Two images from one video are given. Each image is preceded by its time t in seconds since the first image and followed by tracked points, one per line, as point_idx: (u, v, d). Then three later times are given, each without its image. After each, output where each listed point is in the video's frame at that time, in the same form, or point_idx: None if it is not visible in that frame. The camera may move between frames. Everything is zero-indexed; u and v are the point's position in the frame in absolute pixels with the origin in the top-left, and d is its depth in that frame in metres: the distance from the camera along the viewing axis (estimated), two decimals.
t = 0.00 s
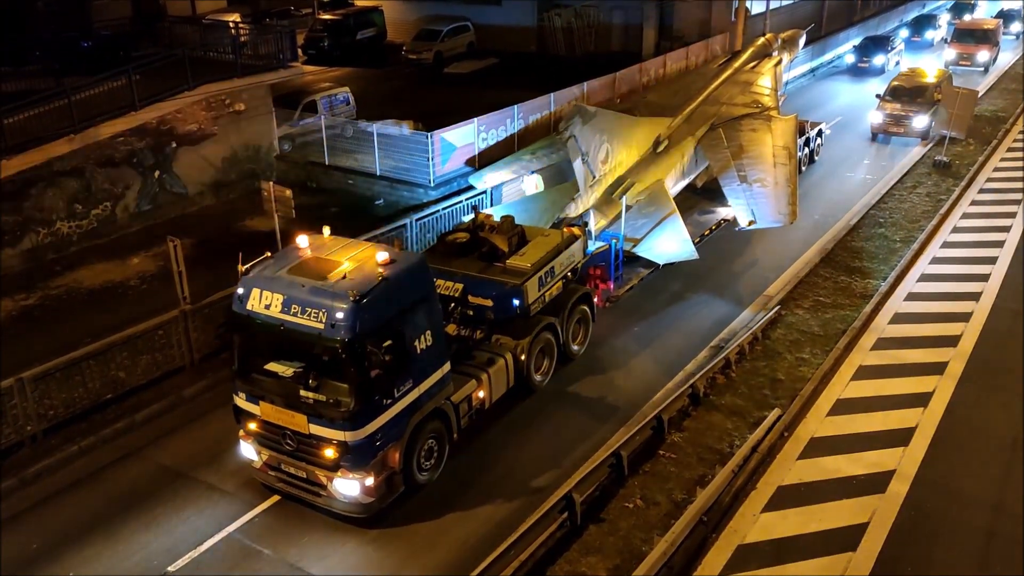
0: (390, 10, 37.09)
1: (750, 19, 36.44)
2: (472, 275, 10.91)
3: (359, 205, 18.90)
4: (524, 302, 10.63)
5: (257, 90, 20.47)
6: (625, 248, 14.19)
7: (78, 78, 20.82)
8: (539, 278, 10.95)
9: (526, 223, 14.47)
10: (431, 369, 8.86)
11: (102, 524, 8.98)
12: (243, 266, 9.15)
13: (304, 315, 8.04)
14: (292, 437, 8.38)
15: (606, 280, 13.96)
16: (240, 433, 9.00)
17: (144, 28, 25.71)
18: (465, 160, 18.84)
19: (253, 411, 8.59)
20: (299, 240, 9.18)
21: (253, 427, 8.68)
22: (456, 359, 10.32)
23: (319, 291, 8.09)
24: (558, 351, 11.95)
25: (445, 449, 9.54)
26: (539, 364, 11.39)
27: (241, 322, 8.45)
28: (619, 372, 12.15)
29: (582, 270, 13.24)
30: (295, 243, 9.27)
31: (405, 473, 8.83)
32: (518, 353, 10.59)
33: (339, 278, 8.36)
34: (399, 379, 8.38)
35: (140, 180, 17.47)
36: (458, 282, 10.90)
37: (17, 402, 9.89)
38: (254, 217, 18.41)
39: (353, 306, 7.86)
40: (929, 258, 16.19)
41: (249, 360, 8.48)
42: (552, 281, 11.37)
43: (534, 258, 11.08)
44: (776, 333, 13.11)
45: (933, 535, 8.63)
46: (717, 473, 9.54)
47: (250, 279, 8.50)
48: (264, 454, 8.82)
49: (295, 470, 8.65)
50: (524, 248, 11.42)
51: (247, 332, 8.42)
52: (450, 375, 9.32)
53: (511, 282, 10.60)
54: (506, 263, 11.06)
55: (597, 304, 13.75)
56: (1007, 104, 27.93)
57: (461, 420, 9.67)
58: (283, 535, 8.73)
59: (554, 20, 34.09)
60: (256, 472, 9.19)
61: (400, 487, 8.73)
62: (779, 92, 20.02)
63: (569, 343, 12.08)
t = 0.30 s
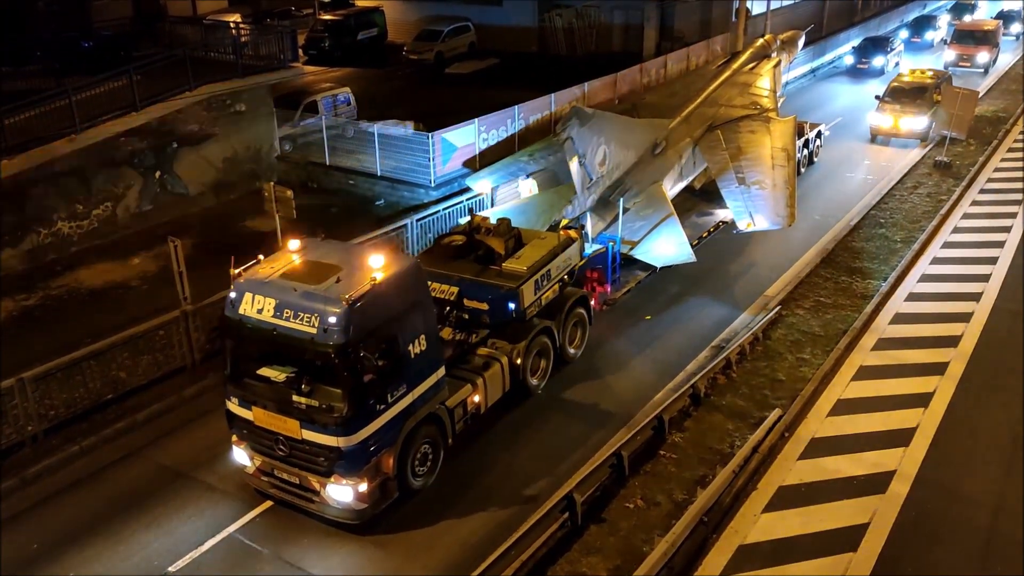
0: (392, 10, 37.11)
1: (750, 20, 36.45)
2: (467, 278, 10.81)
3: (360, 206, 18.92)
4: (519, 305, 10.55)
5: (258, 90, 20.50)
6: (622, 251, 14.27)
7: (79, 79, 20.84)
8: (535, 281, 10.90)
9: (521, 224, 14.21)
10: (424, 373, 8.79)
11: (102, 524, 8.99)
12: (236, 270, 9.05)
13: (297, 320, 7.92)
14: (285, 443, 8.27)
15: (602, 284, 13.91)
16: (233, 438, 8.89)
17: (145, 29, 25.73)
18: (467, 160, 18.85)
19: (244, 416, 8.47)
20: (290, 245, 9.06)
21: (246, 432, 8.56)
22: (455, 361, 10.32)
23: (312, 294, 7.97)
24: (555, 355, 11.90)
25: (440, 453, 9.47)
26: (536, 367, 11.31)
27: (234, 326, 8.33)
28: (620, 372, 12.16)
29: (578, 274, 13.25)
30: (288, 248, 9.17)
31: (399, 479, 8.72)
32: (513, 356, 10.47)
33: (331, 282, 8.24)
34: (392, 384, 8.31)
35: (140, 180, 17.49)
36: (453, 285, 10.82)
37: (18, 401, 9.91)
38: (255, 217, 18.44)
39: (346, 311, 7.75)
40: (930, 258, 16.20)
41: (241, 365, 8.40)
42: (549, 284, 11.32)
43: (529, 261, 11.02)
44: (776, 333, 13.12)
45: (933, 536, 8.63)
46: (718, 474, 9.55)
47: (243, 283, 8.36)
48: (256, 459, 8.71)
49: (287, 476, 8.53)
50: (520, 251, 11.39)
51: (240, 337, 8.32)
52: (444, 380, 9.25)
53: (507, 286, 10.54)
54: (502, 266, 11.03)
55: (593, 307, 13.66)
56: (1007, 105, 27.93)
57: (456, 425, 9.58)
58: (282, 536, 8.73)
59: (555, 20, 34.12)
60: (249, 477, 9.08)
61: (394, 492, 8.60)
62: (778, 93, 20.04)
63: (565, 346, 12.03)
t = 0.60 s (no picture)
0: (392, 11, 37.12)
1: (751, 20, 36.48)
2: (462, 282, 10.73)
3: (361, 206, 18.94)
4: (515, 309, 10.42)
5: (259, 91, 20.52)
6: (619, 254, 14.40)
7: (80, 79, 20.87)
8: (531, 285, 10.78)
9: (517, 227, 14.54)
10: (419, 378, 8.65)
11: (104, 523, 9.01)
12: (229, 275, 8.95)
13: (289, 325, 7.83)
14: (278, 449, 8.17)
15: (600, 287, 14.04)
16: (225, 444, 8.79)
17: (145, 29, 25.76)
18: (468, 160, 18.86)
19: (238, 422, 8.38)
20: (286, 248, 8.96)
21: (238, 438, 8.46)
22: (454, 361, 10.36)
23: (304, 300, 7.88)
24: (552, 359, 11.87)
25: (435, 459, 9.33)
26: (532, 370, 11.24)
27: (225, 331, 8.20)
28: (621, 373, 12.16)
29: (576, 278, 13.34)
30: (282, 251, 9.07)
31: (393, 485, 8.61)
32: (509, 360, 10.48)
33: (325, 287, 8.16)
34: (387, 389, 8.19)
35: (141, 180, 17.50)
36: (448, 289, 10.76)
37: (19, 402, 9.92)
38: (256, 218, 18.46)
39: (339, 315, 7.66)
40: (931, 259, 16.22)
41: (235, 370, 8.24)
42: (545, 288, 11.21)
43: (525, 264, 10.91)
44: (777, 334, 13.11)
45: (934, 536, 8.63)
46: (719, 474, 9.55)
47: (236, 287, 8.28)
48: (249, 465, 8.62)
49: (281, 482, 8.43)
50: (516, 253, 11.33)
51: (231, 342, 8.17)
52: (439, 385, 9.14)
53: (502, 289, 10.42)
54: (498, 269, 10.94)
55: (591, 311, 13.83)
56: (1008, 106, 27.93)
57: (451, 430, 9.47)
58: (283, 537, 8.73)
59: (556, 21, 34.14)
60: (242, 483, 8.96)
61: (388, 499, 8.48)
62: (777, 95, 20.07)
63: (562, 350, 11.95)
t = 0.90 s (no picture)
0: (392, 11, 37.09)
1: (752, 20, 36.47)
2: (458, 285, 10.61)
3: (362, 207, 18.97)
4: (511, 313, 10.34)
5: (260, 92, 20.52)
6: (617, 257, 14.08)
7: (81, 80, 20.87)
8: (527, 288, 10.66)
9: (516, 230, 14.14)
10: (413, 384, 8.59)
11: (107, 524, 9.03)
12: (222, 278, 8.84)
13: (281, 330, 7.73)
14: (271, 455, 8.06)
15: (596, 290, 13.68)
16: (218, 450, 8.68)
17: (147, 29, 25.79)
18: (468, 161, 18.86)
19: (230, 428, 8.25)
20: (279, 251, 8.88)
21: (231, 444, 8.35)
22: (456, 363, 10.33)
23: (298, 304, 7.78)
24: (548, 363, 11.72)
25: (429, 465, 9.27)
26: (529, 375, 11.12)
27: (218, 337, 8.11)
28: (622, 374, 12.15)
29: (572, 280, 12.99)
30: (276, 255, 8.99)
31: (387, 492, 8.53)
32: (505, 365, 10.31)
33: (318, 291, 8.04)
34: (381, 394, 8.11)
35: (143, 181, 17.50)
36: (444, 292, 10.63)
37: (20, 403, 9.92)
38: (257, 218, 18.47)
39: (332, 320, 7.57)
40: (932, 259, 16.21)
41: (226, 377, 8.13)
42: (541, 291, 11.10)
43: (522, 267, 10.79)
44: (777, 335, 13.11)
45: (935, 536, 8.65)
46: (720, 474, 9.56)
47: (228, 292, 8.17)
48: (242, 471, 8.50)
49: (274, 488, 8.32)
50: (512, 257, 11.15)
51: (224, 347, 8.08)
52: (434, 389, 9.08)
53: (499, 292, 10.31)
54: (494, 274, 10.76)
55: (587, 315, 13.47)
56: (1009, 106, 27.90)
57: (446, 435, 9.43)
58: (281, 539, 8.71)
59: (556, 22, 34.15)
60: (235, 489, 8.86)
61: (382, 505, 8.41)
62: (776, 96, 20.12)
63: (559, 353, 11.83)
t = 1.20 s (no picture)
0: (392, 11, 37.05)
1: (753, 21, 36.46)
2: (454, 290, 10.49)
3: (363, 208, 18.99)
4: (507, 317, 10.24)
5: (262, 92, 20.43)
6: (613, 260, 14.15)
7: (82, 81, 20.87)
8: (523, 292, 10.60)
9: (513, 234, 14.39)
10: (407, 390, 8.44)
11: (109, 524, 9.04)
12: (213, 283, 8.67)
13: (274, 336, 7.57)
14: (263, 462, 7.96)
15: (594, 294, 13.62)
16: (211, 456, 8.62)
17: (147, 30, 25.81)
18: (469, 162, 18.84)
19: (222, 434, 8.16)
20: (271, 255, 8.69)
21: (223, 451, 8.27)
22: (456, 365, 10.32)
23: (290, 310, 7.63)
24: (545, 367, 11.62)
25: (424, 471, 9.15)
26: (525, 380, 11.08)
27: (209, 343, 7.94)
28: (624, 375, 12.15)
29: (570, 286, 12.63)
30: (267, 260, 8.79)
31: (382, 499, 8.44)
32: (501, 369, 10.23)
33: (311, 296, 7.89)
34: (374, 401, 7.99)
35: (144, 182, 17.52)
36: (440, 297, 10.47)
37: (21, 404, 9.94)
38: (259, 220, 18.48)
39: (325, 327, 7.41)
40: (933, 260, 16.20)
41: (218, 382, 8.02)
42: (538, 295, 11.03)
43: (518, 272, 10.79)
44: (778, 336, 13.08)
45: (936, 536, 8.65)
46: (721, 475, 9.55)
47: (220, 297, 7.99)
48: (235, 478, 8.45)
49: (267, 495, 8.26)
50: (509, 260, 11.14)
51: (216, 352, 7.92)
52: (429, 395, 8.94)
53: (494, 297, 10.23)
54: (490, 277, 10.75)
55: (585, 318, 13.54)
56: (1009, 107, 27.88)
57: (441, 441, 9.30)
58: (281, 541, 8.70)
59: (557, 23, 34.19)
60: (228, 495, 8.80)
61: (377, 512, 8.34)
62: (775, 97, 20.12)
63: (556, 357, 11.73)
